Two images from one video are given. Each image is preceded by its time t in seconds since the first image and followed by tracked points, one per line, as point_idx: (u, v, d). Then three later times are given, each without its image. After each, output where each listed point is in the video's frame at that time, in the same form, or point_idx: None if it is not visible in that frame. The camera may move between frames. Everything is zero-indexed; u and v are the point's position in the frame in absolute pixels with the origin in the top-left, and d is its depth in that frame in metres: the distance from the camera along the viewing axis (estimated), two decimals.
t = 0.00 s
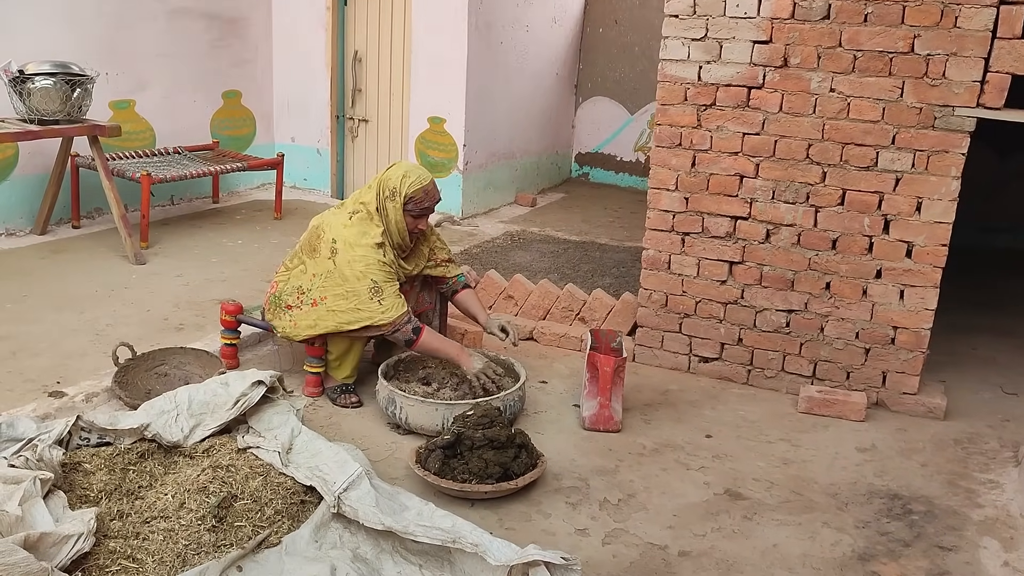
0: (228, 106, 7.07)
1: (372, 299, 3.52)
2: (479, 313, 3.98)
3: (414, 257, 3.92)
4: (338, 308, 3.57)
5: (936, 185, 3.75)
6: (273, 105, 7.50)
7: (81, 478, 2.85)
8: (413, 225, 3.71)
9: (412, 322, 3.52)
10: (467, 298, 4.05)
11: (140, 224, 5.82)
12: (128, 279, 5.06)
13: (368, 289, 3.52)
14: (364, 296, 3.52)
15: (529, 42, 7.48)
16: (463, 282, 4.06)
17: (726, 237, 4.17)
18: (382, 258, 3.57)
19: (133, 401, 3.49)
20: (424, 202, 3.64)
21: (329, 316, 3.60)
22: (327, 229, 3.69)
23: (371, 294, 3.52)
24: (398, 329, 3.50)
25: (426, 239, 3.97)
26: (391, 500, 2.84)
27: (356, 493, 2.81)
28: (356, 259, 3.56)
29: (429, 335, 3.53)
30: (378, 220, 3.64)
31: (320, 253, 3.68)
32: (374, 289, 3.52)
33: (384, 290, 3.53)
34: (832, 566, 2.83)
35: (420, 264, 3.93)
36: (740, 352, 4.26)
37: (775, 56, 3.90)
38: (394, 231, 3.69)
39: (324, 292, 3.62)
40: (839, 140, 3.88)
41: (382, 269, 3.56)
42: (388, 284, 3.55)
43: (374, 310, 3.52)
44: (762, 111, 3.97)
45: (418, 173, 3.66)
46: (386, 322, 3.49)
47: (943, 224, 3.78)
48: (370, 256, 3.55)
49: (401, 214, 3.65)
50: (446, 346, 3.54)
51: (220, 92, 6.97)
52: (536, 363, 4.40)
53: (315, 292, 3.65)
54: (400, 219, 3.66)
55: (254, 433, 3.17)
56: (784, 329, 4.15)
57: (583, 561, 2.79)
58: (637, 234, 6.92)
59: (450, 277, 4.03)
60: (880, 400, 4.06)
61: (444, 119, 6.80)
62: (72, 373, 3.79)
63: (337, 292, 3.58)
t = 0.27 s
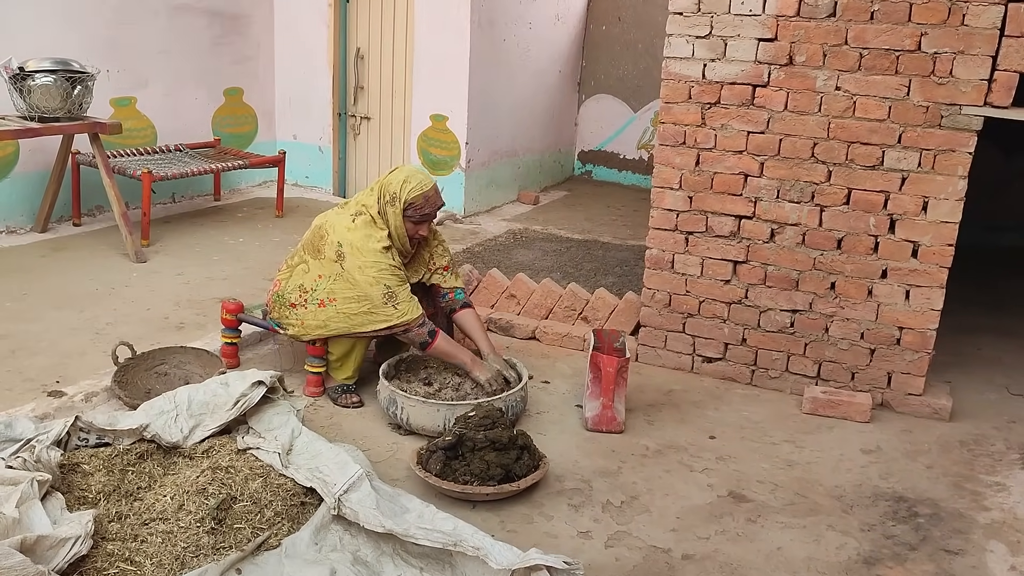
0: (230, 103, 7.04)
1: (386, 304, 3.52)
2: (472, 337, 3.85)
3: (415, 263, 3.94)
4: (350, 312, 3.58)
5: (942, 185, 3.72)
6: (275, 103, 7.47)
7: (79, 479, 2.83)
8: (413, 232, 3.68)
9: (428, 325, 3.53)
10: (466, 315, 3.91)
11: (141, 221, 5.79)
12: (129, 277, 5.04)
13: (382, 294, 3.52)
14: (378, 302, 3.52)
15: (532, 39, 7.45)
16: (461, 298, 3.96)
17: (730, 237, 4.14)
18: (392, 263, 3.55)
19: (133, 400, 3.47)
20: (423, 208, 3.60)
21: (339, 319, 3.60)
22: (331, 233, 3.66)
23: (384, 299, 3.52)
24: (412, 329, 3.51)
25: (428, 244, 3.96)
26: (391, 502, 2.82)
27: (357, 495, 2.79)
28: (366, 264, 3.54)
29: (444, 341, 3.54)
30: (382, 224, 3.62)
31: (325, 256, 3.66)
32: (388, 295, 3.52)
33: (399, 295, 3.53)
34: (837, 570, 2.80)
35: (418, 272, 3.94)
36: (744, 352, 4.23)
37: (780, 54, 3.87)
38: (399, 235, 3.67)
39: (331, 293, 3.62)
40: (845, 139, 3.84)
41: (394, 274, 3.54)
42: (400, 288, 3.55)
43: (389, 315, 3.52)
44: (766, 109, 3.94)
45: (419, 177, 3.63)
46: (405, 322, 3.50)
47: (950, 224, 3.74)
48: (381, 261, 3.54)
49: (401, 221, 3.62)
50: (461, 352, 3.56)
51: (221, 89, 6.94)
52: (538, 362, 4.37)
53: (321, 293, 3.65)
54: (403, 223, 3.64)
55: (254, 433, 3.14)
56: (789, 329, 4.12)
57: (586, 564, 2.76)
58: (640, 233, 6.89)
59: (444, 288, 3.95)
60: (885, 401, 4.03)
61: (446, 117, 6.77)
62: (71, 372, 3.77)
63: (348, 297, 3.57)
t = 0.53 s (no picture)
0: (233, 102, 7.01)
1: (371, 304, 3.51)
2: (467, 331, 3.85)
3: (412, 257, 3.86)
4: (341, 313, 3.56)
5: (952, 185, 3.67)
6: (278, 102, 7.44)
7: (75, 482, 2.80)
8: (398, 217, 3.61)
9: (413, 328, 3.51)
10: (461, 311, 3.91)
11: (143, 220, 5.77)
12: (130, 277, 5.01)
13: (367, 294, 3.51)
14: (364, 301, 3.51)
15: (537, 37, 7.40)
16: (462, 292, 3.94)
17: (736, 237, 4.09)
18: (382, 262, 3.54)
19: (132, 402, 3.44)
20: (400, 189, 3.55)
21: (335, 322, 3.58)
22: (325, 232, 3.68)
23: (371, 299, 3.51)
24: (397, 334, 3.49)
25: (427, 241, 3.93)
26: (391, 507, 2.78)
27: (355, 500, 2.75)
28: (355, 262, 3.55)
29: (428, 342, 3.52)
30: (375, 222, 3.61)
31: (320, 257, 3.66)
32: (373, 295, 3.51)
33: (384, 296, 3.52)
34: None
35: (419, 265, 3.87)
36: (749, 354, 4.18)
37: (787, 52, 3.81)
38: (390, 229, 3.65)
39: (327, 297, 3.59)
40: (852, 138, 3.79)
41: (382, 274, 3.53)
42: (388, 289, 3.54)
43: (373, 315, 3.51)
44: (773, 108, 3.89)
45: (400, 165, 3.63)
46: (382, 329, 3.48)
47: (959, 225, 3.69)
48: (369, 259, 3.54)
49: (389, 214, 3.60)
50: (447, 351, 3.54)
51: (225, 87, 6.91)
52: (541, 364, 4.33)
53: (318, 298, 3.62)
54: (390, 214, 3.61)
55: (252, 436, 3.11)
56: (795, 331, 4.07)
57: (587, 570, 2.72)
58: (645, 232, 6.84)
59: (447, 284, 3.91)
60: (892, 404, 3.98)
61: (451, 116, 6.72)
62: (70, 373, 3.74)
63: (338, 296, 3.57)
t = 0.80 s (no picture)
0: (237, 99, 6.97)
1: (336, 293, 3.47)
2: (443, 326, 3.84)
3: (408, 252, 3.81)
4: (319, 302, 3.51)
5: (964, 184, 3.58)
6: (283, 99, 7.39)
7: (66, 486, 2.74)
8: (392, 207, 3.57)
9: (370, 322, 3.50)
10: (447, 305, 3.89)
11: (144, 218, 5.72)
12: (131, 275, 4.97)
13: (332, 283, 3.48)
14: (334, 287, 3.46)
15: (543, 35, 7.33)
16: (455, 288, 3.92)
17: (742, 237, 4.01)
18: (355, 252, 3.50)
19: (127, 403, 3.39)
20: (395, 178, 3.52)
21: (314, 313, 3.53)
22: (317, 225, 3.67)
23: (337, 288, 3.47)
24: (354, 330, 3.48)
25: (423, 236, 3.89)
26: (386, 512, 2.72)
27: (350, 505, 2.69)
28: (336, 250, 3.52)
29: (384, 338, 3.52)
30: (362, 210, 3.58)
31: (310, 250, 3.65)
32: (337, 285, 3.47)
33: (347, 287, 3.47)
34: None
35: (415, 259, 3.83)
36: (756, 356, 4.10)
37: (795, 48, 3.73)
38: (378, 218, 3.61)
39: (315, 292, 3.54)
40: (862, 137, 3.71)
41: (353, 263, 3.48)
42: (355, 280, 3.48)
43: (336, 306, 3.46)
44: (781, 106, 3.81)
45: (396, 155, 3.60)
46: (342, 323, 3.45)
47: (971, 225, 3.60)
48: (346, 245, 3.51)
49: (380, 199, 3.57)
50: (401, 346, 3.55)
51: (229, 84, 6.86)
52: (544, 365, 4.27)
53: (308, 294, 3.57)
54: (380, 201, 3.58)
55: (247, 439, 3.05)
56: (802, 333, 3.99)
57: None
58: (652, 231, 6.76)
59: (445, 282, 3.90)
60: (902, 408, 3.89)
61: (456, 113, 6.66)
62: (66, 373, 3.70)
63: (319, 286, 3.53)
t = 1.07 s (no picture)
0: (239, 95, 6.90)
1: (347, 299, 3.33)
2: (434, 344, 3.69)
3: (409, 258, 3.72)
4: (319, 309, 3.41)
5: (976, 184, 3.48)
6: (285, 95, 7.32)
7: (48, 489, 2.68)
8: (404, 225, 3.47)
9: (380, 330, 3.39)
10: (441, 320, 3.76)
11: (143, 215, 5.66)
12: (128, 273, 4.91)
13: (346, 287, 3.34)
14: (341, 295, 3.34)
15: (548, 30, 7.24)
16: (448, 303, 3.79)
17: (747, 237, 3.92)
18: (368, 258, 3.38)
19: (117, 403, 3.32)
20: (413, 202, 3.40)
21: (312, 319, 3.43)
22: (320, 223, 3.54)
23: (347, 292, 3.34)
24: (366, 335, 3.34)
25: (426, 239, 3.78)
26: (376, 519, 2.64)
27: (339, 511, 2.62)
28: (342, 254, 3.40)
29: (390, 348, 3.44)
30: (371, 216, 3.46)
31: (312, 250, 3.53)
32: (351, 289, 3.34)
33: (362, 291, 3.34)
34: None
35: (416, 266, 3.74)
36: (761, 358, 4.01)
37: (803, 43, 3.64)
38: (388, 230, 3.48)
39: (311, 296, 3.46)
40: (871, 134, 3.61)
41: (366, 269, 3.37)
42: (368, 286, 3.36)
43: (350, 311, 3.33)
44: (788, 102, 3.72)
45: (415, 171, 3.43)
46: (357, 326, 3.32)
47: (983, 226, 3.50)
48: (354, 250, 3.38)
49: (391, 213, 3.44)
50: (402, 360, 3.49)
51: (230, 80, 6.80)
52: (544, 366, 4.18)
53: (305, 297, 3.49)
54: (392, 216, 3.45)
55: (237, 441, 2.98)
56: (809, 335, 3.90)
57: None
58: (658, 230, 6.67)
59: (440, 290, 3.78)
60: (910, 412, 3.80)
61: (459, 109, 6.58)
62: (56, 372, 3.64)
63: (320, 290, 3.42)
